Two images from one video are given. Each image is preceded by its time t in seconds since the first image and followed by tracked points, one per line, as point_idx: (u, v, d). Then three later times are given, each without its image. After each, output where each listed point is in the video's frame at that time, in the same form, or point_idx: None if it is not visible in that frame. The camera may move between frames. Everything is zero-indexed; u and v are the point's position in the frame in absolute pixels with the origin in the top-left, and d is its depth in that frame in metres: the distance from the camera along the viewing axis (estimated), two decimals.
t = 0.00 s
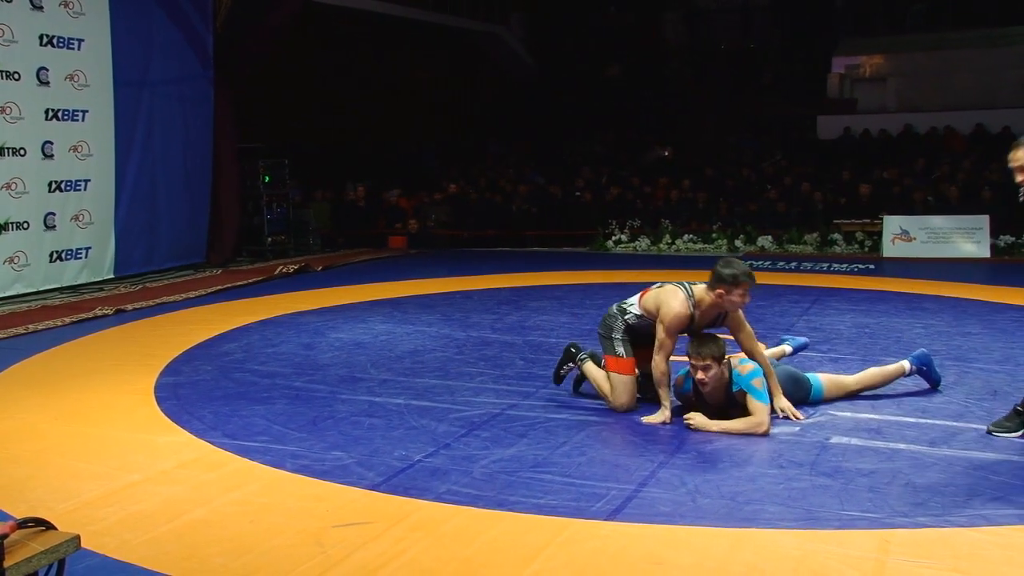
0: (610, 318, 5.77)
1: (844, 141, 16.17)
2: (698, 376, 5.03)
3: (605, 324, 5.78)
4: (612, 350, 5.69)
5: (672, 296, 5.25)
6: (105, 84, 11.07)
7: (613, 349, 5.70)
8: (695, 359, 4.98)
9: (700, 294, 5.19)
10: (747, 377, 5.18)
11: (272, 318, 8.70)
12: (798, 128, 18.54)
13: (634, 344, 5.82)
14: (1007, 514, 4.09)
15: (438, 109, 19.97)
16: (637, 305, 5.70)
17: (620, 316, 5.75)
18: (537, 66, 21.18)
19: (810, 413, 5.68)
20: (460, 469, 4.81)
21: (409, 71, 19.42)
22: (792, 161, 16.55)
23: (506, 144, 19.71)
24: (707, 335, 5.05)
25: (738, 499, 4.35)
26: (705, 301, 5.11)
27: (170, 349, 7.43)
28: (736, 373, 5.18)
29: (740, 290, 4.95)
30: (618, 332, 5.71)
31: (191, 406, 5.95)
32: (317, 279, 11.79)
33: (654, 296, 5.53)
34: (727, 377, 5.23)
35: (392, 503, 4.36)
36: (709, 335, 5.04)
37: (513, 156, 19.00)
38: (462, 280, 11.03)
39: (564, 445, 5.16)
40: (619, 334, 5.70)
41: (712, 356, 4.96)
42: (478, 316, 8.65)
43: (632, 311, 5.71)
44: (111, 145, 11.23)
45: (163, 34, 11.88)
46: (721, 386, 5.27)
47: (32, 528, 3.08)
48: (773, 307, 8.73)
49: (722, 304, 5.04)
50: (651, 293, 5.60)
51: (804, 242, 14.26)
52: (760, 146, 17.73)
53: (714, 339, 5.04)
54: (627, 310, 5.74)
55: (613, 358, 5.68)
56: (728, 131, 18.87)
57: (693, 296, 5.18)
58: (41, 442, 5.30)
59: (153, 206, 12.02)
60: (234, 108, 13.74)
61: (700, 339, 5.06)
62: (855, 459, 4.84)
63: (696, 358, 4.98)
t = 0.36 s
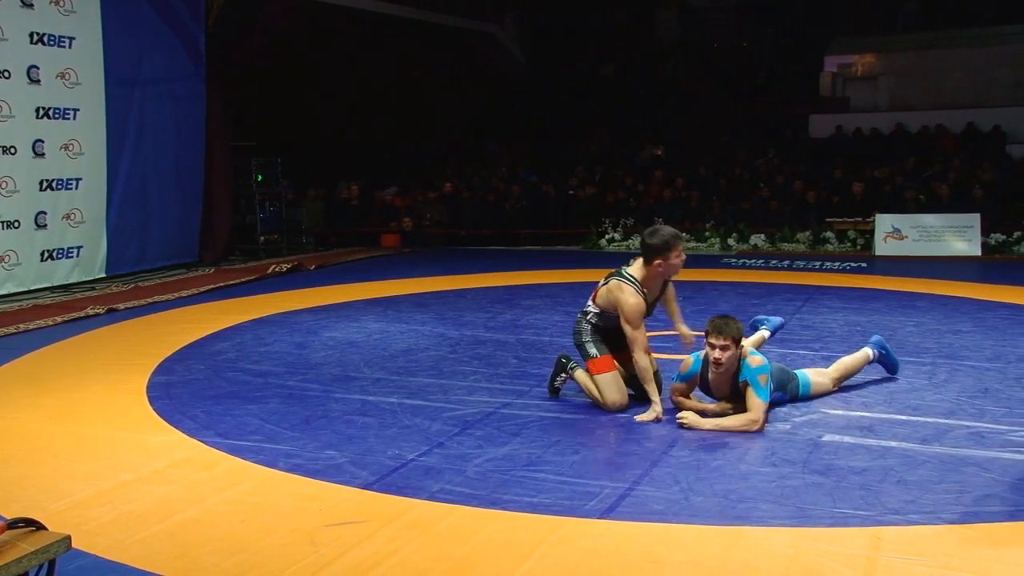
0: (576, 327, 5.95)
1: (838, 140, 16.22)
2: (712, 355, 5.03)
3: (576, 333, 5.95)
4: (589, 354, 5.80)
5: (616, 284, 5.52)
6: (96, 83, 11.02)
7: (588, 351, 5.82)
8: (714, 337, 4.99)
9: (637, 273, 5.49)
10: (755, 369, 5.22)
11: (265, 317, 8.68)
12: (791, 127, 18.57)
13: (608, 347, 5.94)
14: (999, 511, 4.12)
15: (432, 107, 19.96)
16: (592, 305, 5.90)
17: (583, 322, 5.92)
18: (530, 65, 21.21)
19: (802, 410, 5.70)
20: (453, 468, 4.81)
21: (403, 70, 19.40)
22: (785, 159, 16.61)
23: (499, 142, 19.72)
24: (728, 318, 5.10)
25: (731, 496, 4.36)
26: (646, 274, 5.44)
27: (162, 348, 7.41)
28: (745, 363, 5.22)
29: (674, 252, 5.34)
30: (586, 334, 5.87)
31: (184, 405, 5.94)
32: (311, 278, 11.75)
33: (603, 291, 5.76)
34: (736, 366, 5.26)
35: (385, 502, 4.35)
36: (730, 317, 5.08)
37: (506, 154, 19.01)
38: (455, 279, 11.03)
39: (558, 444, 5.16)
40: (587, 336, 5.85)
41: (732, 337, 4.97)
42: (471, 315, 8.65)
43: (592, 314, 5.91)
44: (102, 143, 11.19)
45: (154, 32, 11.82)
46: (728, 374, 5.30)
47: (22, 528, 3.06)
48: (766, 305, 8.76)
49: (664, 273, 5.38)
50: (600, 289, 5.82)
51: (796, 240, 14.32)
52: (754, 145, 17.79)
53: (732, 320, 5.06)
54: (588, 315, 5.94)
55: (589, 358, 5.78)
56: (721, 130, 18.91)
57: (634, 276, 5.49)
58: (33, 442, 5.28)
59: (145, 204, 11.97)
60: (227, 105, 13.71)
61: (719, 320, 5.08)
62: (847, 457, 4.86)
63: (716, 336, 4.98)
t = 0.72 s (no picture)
0: (547, 337, 5.94)
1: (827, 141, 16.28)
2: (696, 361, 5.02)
3: (548, 343, 5.95)
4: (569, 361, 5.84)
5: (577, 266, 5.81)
6: (84, 82, 10.98)
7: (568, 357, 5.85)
8: (694, 342, 4.98)
9: (594, 253, 5.82)
10: (742, 374, 5.20)
11: (256, 317, 8.66)
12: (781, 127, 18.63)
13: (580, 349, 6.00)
14: (987, 510, 4.13)
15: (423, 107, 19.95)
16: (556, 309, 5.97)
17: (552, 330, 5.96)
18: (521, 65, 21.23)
19: (792, 410, 5.71)
20: (444, 468, 4.80)
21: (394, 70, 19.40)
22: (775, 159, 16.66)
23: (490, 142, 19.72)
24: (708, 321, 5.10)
25: (721, 496, 4.36)
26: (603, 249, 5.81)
27: (151, 349, 7.38)
28: (731, 367, 5.19)
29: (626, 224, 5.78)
30: (561, 339, 5.90)
31: (173, 406, 5.92)
32: (301, 278, 11.73)
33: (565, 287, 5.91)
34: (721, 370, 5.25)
35: (375, 502, 4.35)
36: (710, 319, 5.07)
37: (497, 153, 19.02)
38: (446, 279, 11.03)
39: (548, 444, 5.16)
40: (564, 342, 5.88)
41: (712, 339, 4.97)
42: (462, 315, 8.65)
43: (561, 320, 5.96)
44: (91, 143, 11.15)
45: (143, 32, 11.78)
46: (714, 378, 5.28)
47: (8, 531, 3.05)
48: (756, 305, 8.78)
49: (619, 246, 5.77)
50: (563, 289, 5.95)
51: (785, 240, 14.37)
52: (744, 145, 17.84)
53: (710, 323, 5.06)
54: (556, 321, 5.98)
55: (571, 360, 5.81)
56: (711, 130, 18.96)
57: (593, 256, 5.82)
58: (21, 443, 5.26)
59: (134, 203, 11.93)
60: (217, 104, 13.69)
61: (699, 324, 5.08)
62: (836, 456, 4.87)
63: (696, 340, 4.98)
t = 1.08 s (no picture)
0: (519, 337, 5.89)
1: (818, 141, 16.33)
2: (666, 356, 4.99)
3: (520, 341, 5.90)
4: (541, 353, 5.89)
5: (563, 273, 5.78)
6: (74, 82, 10.94)
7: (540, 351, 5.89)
8: (663, 336, 4.96)
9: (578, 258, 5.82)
10: (717, 371, 5.15)
11: (247, 318, 8.65)
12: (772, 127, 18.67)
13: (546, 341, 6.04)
14: (977, 508, 4.14)
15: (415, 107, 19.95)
16: (530, 309, 5.92)
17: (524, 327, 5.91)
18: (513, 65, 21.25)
19: (783, 410, 5.72)
20: (435, 468, 4.80)
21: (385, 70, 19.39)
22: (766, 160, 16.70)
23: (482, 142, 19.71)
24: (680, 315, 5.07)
25: (712, 496, 4.37)
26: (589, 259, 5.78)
27: (142, 349, 7.37)
28: (707, 365, 5.15)
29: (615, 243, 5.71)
30: (534, 337, 5.90)
31: (164, 407, 5.90)
32: (292, 279, 11.73)
33: (545, 287, 5.86)
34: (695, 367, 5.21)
35: (366, 503, 4.35)
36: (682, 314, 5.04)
37: (489, 153, 19.00)
38: (437, 280, 11.01)
39: (540, 444, 5.16)
40: (538, 339, 5.89)
41: (679, 334, 4.95)
42: (454, 315, 8.65)
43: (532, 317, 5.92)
44: (81, 143, 11.11)
45: (133, 32, 11.75)
46: (690, 374, 5.25)
47: None
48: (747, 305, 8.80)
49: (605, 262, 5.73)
50: (540, 290, 5.88)
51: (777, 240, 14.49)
52: (735, 145, 17.88)
53: (682, 318, 5.03)
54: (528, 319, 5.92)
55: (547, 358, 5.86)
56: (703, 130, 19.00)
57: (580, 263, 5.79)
58: (10, 444, 5.24)
59: (125, 204, 11.91)
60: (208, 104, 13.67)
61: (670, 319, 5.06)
62: (827, 455, 4.88)
63: (664, 335, 4.97)
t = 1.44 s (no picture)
0: (498, 247, 5.93)
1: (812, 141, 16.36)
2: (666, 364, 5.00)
3: (497, 252, 5.94)
4: (507, 275, 5.93)
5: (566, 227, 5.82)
6: (67, 82, 10.93)
7: (507, 274, 5.93)
8: (663, 345, 4.96)
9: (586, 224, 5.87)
10: (717, 378, 5.16)
11: (240, 318, 8.64)
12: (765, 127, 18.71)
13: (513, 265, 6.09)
14: (969, 508, 4.15)
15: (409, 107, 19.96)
16: (522, 230, 5.94)
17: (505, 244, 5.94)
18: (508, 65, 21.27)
19: (777, 410, 5.72)
20: (429, 469, 4.80)
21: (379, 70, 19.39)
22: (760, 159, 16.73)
23: (476, 142, 19.71)
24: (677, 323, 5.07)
25: (706, 496, 4.37)
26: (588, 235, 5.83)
27: (136, 350, 7.35)
28: (706, 372, 5.15)
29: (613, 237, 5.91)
30: (510, 253, 5.94)
31: (157, 407, 5.89)
32: (285, 278, 11.73)
33: (549, 223, 5.87)
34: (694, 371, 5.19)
35: (359, 503, 4.35)
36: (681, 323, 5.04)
37: (483, 152, 19.00)
38: (430, 280, 11.01)
39: (534, 444, 5.16)
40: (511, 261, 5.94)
41: (680, 344, 4.95)
42: (447, 315, 8.65)
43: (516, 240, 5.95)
44: (75, 143, 11.09)
45: (127, 31, 11.74)
46: (688, 380, 5.24)
47: None
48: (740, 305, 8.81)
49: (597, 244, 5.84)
50: (544, 223, 5.90)
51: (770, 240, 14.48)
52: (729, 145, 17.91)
53: (681, 326, 5.03)
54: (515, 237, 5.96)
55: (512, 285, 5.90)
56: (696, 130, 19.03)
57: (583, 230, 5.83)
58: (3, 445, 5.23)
59: (118, 204, 11.90)
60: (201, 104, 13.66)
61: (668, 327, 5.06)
62: (821, 455, 4.88)
63: (665, 345, 4.96)
